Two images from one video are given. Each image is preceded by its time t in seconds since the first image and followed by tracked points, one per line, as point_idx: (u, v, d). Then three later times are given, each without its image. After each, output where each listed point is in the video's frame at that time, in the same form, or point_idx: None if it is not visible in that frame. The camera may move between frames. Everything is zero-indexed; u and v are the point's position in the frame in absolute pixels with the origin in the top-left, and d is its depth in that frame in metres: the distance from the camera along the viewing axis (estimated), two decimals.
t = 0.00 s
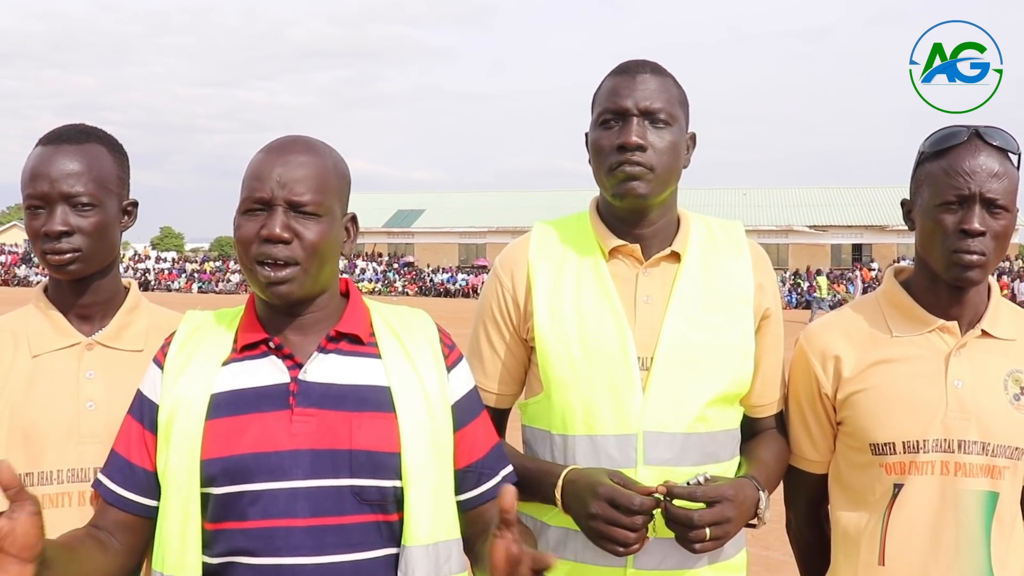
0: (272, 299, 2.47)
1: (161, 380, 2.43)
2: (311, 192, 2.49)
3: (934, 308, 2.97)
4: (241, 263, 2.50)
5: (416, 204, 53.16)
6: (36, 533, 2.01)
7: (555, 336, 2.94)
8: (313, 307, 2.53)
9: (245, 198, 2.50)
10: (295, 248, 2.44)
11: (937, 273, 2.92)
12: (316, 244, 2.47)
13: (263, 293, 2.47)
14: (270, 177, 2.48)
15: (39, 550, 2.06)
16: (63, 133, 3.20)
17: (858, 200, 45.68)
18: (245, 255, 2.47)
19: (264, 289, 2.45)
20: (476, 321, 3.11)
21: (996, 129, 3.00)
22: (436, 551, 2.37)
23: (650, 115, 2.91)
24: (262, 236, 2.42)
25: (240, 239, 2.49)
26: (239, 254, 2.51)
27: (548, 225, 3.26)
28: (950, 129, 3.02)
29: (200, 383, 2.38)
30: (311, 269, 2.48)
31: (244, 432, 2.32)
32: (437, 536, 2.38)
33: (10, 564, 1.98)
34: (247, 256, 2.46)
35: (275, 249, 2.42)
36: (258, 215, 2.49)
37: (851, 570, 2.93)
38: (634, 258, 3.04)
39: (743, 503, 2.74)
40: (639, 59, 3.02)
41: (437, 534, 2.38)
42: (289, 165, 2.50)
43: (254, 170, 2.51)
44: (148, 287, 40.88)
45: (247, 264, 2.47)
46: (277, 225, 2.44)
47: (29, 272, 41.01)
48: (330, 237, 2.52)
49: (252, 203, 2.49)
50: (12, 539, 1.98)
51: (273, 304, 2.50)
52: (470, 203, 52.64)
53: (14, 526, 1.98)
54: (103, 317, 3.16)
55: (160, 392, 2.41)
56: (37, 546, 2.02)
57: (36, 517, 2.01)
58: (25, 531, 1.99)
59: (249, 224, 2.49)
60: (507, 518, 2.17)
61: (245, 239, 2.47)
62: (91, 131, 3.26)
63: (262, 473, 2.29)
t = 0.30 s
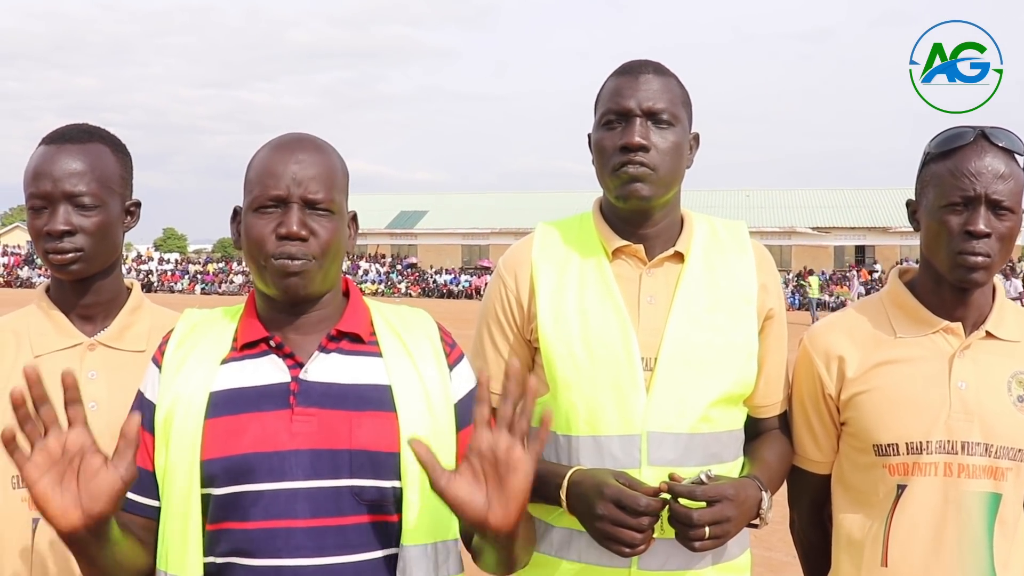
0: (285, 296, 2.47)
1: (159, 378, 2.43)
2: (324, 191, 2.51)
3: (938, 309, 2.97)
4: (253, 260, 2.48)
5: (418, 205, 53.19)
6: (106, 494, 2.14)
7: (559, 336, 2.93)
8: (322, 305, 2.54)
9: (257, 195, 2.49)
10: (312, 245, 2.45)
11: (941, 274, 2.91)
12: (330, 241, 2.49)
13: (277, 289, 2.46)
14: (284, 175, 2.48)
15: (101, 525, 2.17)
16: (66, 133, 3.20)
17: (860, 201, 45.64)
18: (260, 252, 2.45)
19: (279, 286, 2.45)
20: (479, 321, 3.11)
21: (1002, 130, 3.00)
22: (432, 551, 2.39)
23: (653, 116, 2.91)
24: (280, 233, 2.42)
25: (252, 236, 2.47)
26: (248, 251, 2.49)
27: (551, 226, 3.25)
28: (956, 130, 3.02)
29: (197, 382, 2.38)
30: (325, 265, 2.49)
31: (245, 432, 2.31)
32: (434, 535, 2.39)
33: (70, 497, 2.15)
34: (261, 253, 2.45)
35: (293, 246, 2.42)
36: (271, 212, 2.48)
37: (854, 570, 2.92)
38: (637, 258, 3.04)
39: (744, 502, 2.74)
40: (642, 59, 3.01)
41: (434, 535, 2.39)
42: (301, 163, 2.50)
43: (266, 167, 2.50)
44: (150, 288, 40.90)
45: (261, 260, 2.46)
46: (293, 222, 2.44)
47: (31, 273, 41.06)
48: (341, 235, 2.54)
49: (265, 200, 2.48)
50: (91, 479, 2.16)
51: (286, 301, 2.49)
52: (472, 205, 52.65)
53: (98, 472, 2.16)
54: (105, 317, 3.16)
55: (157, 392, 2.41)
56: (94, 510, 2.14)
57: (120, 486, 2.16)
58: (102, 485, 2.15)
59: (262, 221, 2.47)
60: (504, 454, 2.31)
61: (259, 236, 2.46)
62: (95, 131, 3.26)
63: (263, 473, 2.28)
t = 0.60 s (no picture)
0: (287, 288, 2.45)
1: (161, 379, 2.42)
2: (328, 185, 2.50)
3: (940, 304, 2.95)
4: (256, 252, 2.46)
5: (417, 202, 53.16)
6: None
7: (559, 332, 2.92)
8: (325, 298, 2.53)
9: (261, 188, 2.47)
10: (316, 237, 2.44)
11: (943, 269, 2.90)
12: (333, 234, 2.48)
13: (280, 281, 2.44)
14: (289, 169, 2.46)
15: None
16: (64, 130, 3.18)
17: (859, 197, 45.61)
18: (263, 243, 2.43)
19: (283, 278, 2.43)
20: (480, 318, 3.10)
21: (1004, 125, 2.98)
22: (437, 551, 2.37)
23: (654, 111, 2.90)
24: (284, 224, 2.41)
25: (256, 228, 2.46)
26: (251, 244, 2.47)
27: (552, 222, 3.24)
28: (958, 125, 3.00)
29: (198, 382, 2.37)
30: (329, 258, 2.48)
31: (246, 431, 2.30)
32: (437, 534, 2.38)
33: None
34: (265, 244, 2.43)
35: (297, 237, 2.41)
36: (275, 205, 2.46)
37: (856, 566, 2.92)
38: (638, 254, 3.02)
39: (749, 498, 2.73)
40: (642, 55, 3.00)
41: (437, 536, 2.38)
42: (306, 157, 2.49)
43: (270, 161, 2.49)
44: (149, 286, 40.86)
45: (264, 252, 2.44)
46: (298, 214, 2.43)
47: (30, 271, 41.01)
48: (344, 229, 2.53)
49: (269, 192, 2.46)
50: None
51: (289, 293, 2.48)
52: (471, 201, 52.61)
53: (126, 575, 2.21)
54: (103, 315, 3.14)
55: (159, 392, 2.40)
56: None
57: None
58: None
59: (266, 213, 2.46)
60: (503, 561, 2.20)
61: (262, 228, 2.44)
62: (93, 128, 3.24)
63: (264, 472, 2.27)
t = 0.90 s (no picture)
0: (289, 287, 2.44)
1: (162, 377, 2.40)
2: (331, 184, 2.48)
3: (941, 298, 2.94)
4: (258, 251, 2.44)
5: (416, 201, 53.15)
6: None
7: (560, 328, 2.91)
8: (326, 297, 2.51)
9: (263, 186, 2.46)
10: (319, 235, 2.42)
11: (944, 263, 2.88)
12: (336, 233, 2.46)
13: (281, 280, 2.43)
14: (291, 167, 2.45)
15: None
16: (59, 129, 3.17)
17: (858, 191, 45.60)
18: (265, 242, 2.42)
19: (284, 276, 2.41)
20: (479, 315, 3.08)
21: (1004, 117, 2.97)
22: (441, 548, 2.36)
23: (654, 106, 2.88)
24: (286, 223, 2.39)
25: (257, 227, 2.44)
26: (252, 242, 2.46)
27: (552, 219, 3.23)
28: (957, 117, 2.99)
29: (199, 380, 2.35)
30: (331, 257, 2.46)
31: (247, 428, 2.29)
32: (443, 531, 2.37)
33: None
34: (266, 243, 2.41)
35: (299, 235, 2.40)
36: (277, 203, 2.45)
37: (858, 561, 2.90)
38: (639, 250, 3.01)
39: (753, 494, 2.72)
40: (641, 50, 2.98)
41: (440, 533, 2.36)
42: (308, 156, 2.48)
43: (272, 160, 2.47)
44: (148, 286, 40.82)
45: (265, 251, 2.42)
46: (300, 213, 2.41)
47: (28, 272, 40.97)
48: (346, 228, 2.52)
49: (271, 191, 2.44)
50: None
51: (291, 291, 2.46)
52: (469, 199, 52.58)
53: None
54: (101, 315, 3.13)
55: (160, 390, 2.38)
56: None
57: None
58: None
59: (268, 212, 2.44)
60: (508, 552, 2.17)
61: (264, 227, 2.42)
62: (88, 127, 3.23)
63: (265, 469, 2.26)
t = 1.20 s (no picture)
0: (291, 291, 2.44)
1: (161, 370, 2.40)
2: (331, 185, 2.46)
3: (943, 291, 2.93)
4: (259, 255, 2.44)
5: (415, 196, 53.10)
6: (169, 549, 2.13)
7: (561, 323, 2.90)
8: (327, 296, 2.51)
9: (262, 190, 2.44)
10: (319, 239, 2.41)
11: (946, 256, 2.87)
12: (336, 236, 2.44)
13: (283, 284, 2.43)
14: (290, 170, 2.42)
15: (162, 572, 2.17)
16: (57, 126, 3.15)
17: (858, 185, 45.55)
18: (265, 247, 2.41)
19: (286, 281, 2.42)
20: (479, 310, 3.07)
21: (1006, 109, 2.95)
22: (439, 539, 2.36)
23: (654, 101, 2.87)
24: (286, 228, 2.37)
25: (258, 231, 2.43)
26: (253, 245, 2.45)
27: (552, 213, 3.21)
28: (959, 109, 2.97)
29: (199, 374, 2.35)
30: (333, 259, 2.45)
31: (247, 421, 2.28)
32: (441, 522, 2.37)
33: (135, 558, 2.14)
34: (267, 248, 2.41)
35: (300, 241, 2.38)
36: (277, 207, 2.43)
37: (860, 555, 2.90)
38: (640, 244, 2.99)
39: (753, 489, 2.71)
40: (641, 43, 2.97)
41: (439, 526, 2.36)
42: (307, 156, 2.45)
43: (271, 161, 2.44)
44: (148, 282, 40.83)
45: (267, 255, 2.42)
46: (300, 217, 2.39)
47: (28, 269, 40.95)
48: (347, 229, 2.50)
49: (270, 194, 2.43)
50: (155, 539, 2.14)
51: (293, 295, 2.46)
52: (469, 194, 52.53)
53: (164, 529, 2.14)
54: (101, 312, 3.12)
55: (159, 383, 2.38)
56: (162, 563, 2.14)
57: (183, 543, 2.14)
58: (167, 541, 2.13)
59: (268, 216, 2.43)
60: (469, 492, 2.18)
61: (264, 231, 2.41)
62: (86, 124, 3.21)
63: (265, 462, 2.25)
